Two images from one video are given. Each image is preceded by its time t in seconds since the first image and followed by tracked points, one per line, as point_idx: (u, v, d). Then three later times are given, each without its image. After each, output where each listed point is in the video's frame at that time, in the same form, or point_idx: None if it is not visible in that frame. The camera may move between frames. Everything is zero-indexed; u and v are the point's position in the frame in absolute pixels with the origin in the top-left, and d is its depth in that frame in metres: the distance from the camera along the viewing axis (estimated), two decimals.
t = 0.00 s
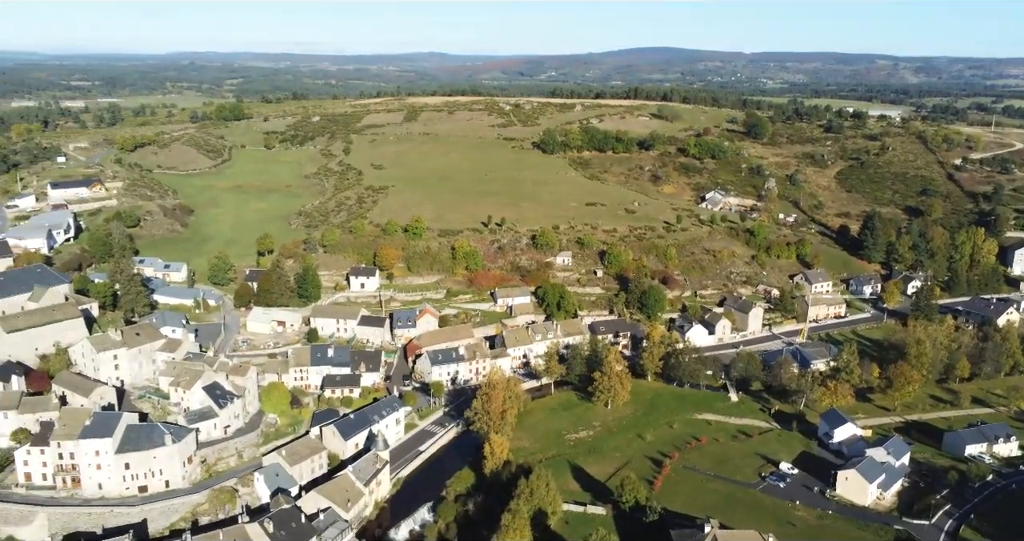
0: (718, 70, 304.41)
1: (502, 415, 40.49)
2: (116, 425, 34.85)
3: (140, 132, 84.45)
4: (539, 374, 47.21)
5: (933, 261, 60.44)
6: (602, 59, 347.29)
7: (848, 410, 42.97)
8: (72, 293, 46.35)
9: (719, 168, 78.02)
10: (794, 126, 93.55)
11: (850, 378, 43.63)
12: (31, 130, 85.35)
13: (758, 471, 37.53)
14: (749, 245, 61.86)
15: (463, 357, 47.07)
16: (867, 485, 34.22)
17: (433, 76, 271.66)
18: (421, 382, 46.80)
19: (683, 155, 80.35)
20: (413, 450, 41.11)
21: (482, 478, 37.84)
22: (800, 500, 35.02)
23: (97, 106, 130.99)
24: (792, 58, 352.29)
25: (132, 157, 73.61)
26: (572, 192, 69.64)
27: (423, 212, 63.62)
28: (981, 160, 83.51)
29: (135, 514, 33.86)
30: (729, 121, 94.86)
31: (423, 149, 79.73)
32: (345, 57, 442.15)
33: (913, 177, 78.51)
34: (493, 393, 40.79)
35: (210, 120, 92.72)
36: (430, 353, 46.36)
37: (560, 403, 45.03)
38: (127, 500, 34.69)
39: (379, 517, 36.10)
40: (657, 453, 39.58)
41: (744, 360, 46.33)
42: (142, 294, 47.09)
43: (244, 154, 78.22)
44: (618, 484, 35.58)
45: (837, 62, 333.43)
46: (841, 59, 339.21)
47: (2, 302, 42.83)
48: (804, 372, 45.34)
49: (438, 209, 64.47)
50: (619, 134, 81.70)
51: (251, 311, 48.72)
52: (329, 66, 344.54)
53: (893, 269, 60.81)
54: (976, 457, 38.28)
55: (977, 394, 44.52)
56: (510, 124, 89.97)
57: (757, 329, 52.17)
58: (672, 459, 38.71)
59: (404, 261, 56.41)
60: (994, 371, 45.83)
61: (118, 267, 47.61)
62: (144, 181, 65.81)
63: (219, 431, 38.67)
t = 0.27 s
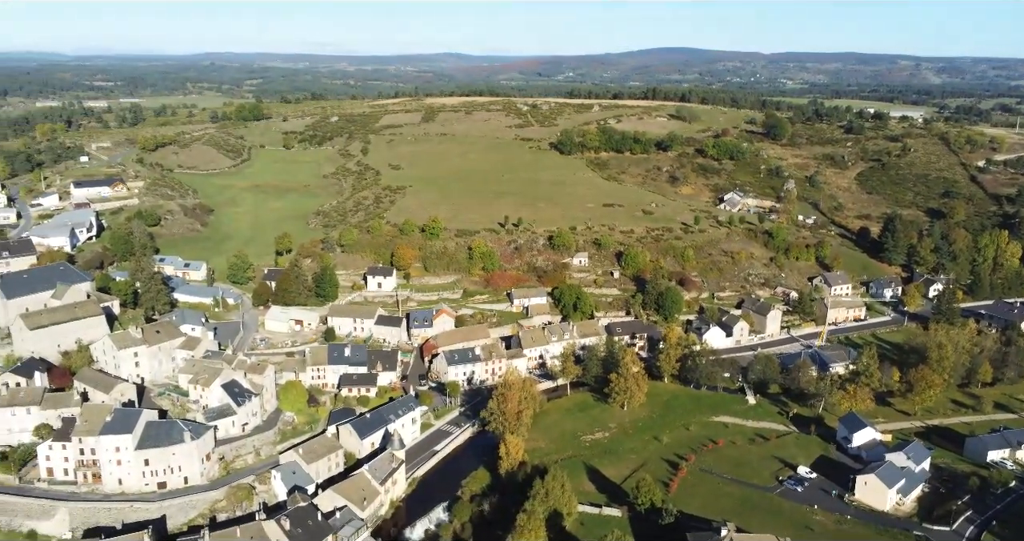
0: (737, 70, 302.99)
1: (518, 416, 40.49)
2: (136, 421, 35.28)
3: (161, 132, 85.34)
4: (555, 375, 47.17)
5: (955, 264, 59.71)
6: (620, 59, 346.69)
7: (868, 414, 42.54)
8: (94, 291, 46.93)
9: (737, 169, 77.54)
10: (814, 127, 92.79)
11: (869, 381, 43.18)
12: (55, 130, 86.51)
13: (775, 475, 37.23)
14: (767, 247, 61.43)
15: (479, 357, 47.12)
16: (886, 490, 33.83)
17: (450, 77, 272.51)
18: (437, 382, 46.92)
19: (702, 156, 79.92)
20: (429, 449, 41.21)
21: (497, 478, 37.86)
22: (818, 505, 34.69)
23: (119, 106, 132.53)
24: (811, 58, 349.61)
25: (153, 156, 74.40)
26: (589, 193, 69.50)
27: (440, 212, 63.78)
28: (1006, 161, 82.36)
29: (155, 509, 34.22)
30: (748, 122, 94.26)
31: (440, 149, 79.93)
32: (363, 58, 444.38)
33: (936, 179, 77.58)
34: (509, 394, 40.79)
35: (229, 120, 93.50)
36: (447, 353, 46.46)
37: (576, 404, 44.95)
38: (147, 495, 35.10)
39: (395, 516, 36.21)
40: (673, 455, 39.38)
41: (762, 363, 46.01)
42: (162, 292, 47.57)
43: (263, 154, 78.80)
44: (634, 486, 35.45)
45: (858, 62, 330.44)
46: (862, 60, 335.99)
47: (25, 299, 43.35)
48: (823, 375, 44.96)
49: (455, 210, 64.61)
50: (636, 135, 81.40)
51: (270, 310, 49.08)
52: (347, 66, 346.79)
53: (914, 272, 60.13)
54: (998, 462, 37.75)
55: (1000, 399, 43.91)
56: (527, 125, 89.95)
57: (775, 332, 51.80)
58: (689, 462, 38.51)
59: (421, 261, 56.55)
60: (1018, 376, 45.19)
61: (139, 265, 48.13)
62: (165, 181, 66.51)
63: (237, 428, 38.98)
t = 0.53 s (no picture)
0: (759, 71, 301.23)
1: (536, 417, 40.49)
2: (158, 417, 35.65)
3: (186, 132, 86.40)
4: (574, 376, 47.11)
5: (981, 268, 58.84)
6: (641, 60, 345.79)
7: (891, 419, 42.01)
8: (119, 289, 47.58)
9: (759, 171, 76.94)
10: (838, 128, 91.86)
11: (893, 386, 42.64)
12: (83, 130, 87.89)
13: (796, 479, 36.89)
14: (789, 249, 60.92)
15: (499, 357, 47.17)
16: (910, 496, 33.38)
17: (471, 78, 273.11)
18: (456, 381, 47.03)
19: (723, 157, 79.41)
20: (447, 449, 41.35)
21: (515, 479, 37.88)
22: (840, 510, 34.31)
23: (145, 106, 134.32)
24: (835, 58, 346.39)
25: (177, 156, 75.32)
26: (609, 194, 69.32)
27: (460, 212, 63.96)
28: None
29: (176, 505, 34.64)
30: (771, 123, 93.50)
31: (460, 150, 80.13)
32: (383, 58, 446.47)
33: (962, 181, 76.47)
34: (527, 394, 40.83)
35: (252, 120, 94.40)
36: (466, 353, 46.56)
37: (595, 405, 44.85)
38: (169, 491, 35.51)
39: (413, 515, 36.37)
40: (692, 458, 39.15)
41: (783, 366, 45.63)
42: (185, 291, 48.13)
43: (285, 154, 79.49)
44: (652, 489, 35.30)
45: (883, 62, 326.81)
46: (887, 60, 332.20)
47: (51, 296, 44.00)
48: (846, 379, 44.50)
49: (475, 210, 64.74)
50: (657, 136, 81.01)
51: (291, 309, 49.49)
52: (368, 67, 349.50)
53: (940, 276, 59.33)
54: None
55: None
56: (547, 125, 89.88)
57: (797, 335, 51.35)
58: (708, 465, 38.27)
59: (441, 261, 56.72)
60: None
61: (163, 263, 48.74)
62: (189, 180, 67.33)
63: (258, 426, 39.30)
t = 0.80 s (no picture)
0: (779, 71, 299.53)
1: (552, 418, 40.42)
2: (178, 415, 35.97)
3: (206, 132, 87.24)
4: (590, 378, 47.02)
5: (1005, 272, 58.04)
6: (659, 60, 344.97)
7: (911, 424, 41.53)
8: (139, 287, 48.09)
9: (778, 172, 76.40)
10: (858, 130, 91.01)
11: (913, 390, 42.14)
12: (105, 130, 89.05)
13: (814, 483, 36.54)
14: (809, 251, 60.44)
15: (515, 358, 47.17)
16: (930, 502, 32.95)
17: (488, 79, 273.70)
18: (472, 382, 47.10)
19: (742, 159, 78.91)
20: (463, 449, 41.40)
21: (531, 479, 37.85)
22: (859, 515, 33.94)
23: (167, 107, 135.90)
24: (856, 58, 343.56)
25: (198, 156, 76.07)
26: (626, 195, 69.11)
27: (477, 213, 64.06)
28: None
29: (195, 501, 34.98)
30: (790, 124, 92.80)
31: (478, 150, 80.26)
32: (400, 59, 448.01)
33: (986, 183, 75.45)
34: (543, 395, 40.77)
35: (272, 121, 95.13)
36: (482, 354, 46.62)
37: (611, 407, 44.73)
38: (188, 488, 35.86)
39: (429, 515, 36.44)
40: (709, 461, 38.92)
41: (802, 369, 45.25)
42: (204, 289, 48.57)
43: (304, 154, 80.04)
44: (669, 491, 35.12)
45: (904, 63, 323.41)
46: (909, 60, 328.94)
47: (74, 294, 44.47)
48: (865, 383, 44.06)
49: (492, 211, 64.82)
50: (675, 137, 80.66)
51: (309, 308, 49.79)
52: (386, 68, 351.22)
53: (962, 279, 58.58)
54: None
55: None
56: (565, 126, 89.76)
57: (816, 338, 50.93)
58: (725, 468, 38.02)
59: (458, 261, 56.82)
60: None
61: (183, 262, 49.23)
62: (209, 180, 67.97)
63: (276, 424, 39.56)
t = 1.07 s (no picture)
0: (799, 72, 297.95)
1: (568, 419, 40.33)
2: (197, 412, 36.32)
3: (226, 133, 88.06)
4: (606, 379, 46.90)
5: None
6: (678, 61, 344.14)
7: (932, 429, 41.02)
8: (160, 285, 48.60)
9: (798, 173, 75.78)
10: (880, 131, 90.10)
11: (935, 395, 41.63)
12: (127, 130, 90.14)
13: (833, 488, 36.18)
14: (828, 254, 59.91)
15: (531, 359, 47.14)
16: (951, 508, 32.53)
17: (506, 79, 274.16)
18: (488, 382, 47.13)
19: (761, 160, 78.36)
20: (479, 449, 41.42)
21: (546, 481, 37.79)
22: (878, 521, 33.57)
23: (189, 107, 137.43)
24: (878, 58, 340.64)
25: (218, 156, 76.78)
26: (643, 196, 68.87)
27: (494, 213, 64.13)
28: None
29: (213, 498, 35.28)
30: (810, 125, 92.03)
31: (495, 151, 80.35)
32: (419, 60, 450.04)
33: (1010, 186, 74.38)
34: (559, 396, 40.68)
35: (291, 121, 95.81)
36: (498, 354, 46.64)
37: (627, 408, 44.59)
38: (206, 485, 36.16)
39: (444, 514, 36.50)
40: (726, 464, 38.67)
41: (821, 373, 44.85)
42: (223, 288, 48.98)
43: (323, 154, 80.56)
44: (685, 494, 34.93)
45: (927, 64, 319.30)
46: (931, 61, 325.67)
47: (95, 291, 44.88)
48: (885, 387, 43.61)
49: (509, 211, 64.86)
50: (693, 138, 80.25)
51: (326, 307, 50.06)
52: (404, 68, 352.91)
53: (985, 282, 57.79)
54: None
55: None
56: (582, 127, 89.59)
57: (835, 341, 50.49)
58: (742, 471, 37.76)
59: (475, 262, 56.89)
60: None
61: (202, 261, 49.71)
62: (228, 180, 68.61)
63: (293, 423, 39.79)
